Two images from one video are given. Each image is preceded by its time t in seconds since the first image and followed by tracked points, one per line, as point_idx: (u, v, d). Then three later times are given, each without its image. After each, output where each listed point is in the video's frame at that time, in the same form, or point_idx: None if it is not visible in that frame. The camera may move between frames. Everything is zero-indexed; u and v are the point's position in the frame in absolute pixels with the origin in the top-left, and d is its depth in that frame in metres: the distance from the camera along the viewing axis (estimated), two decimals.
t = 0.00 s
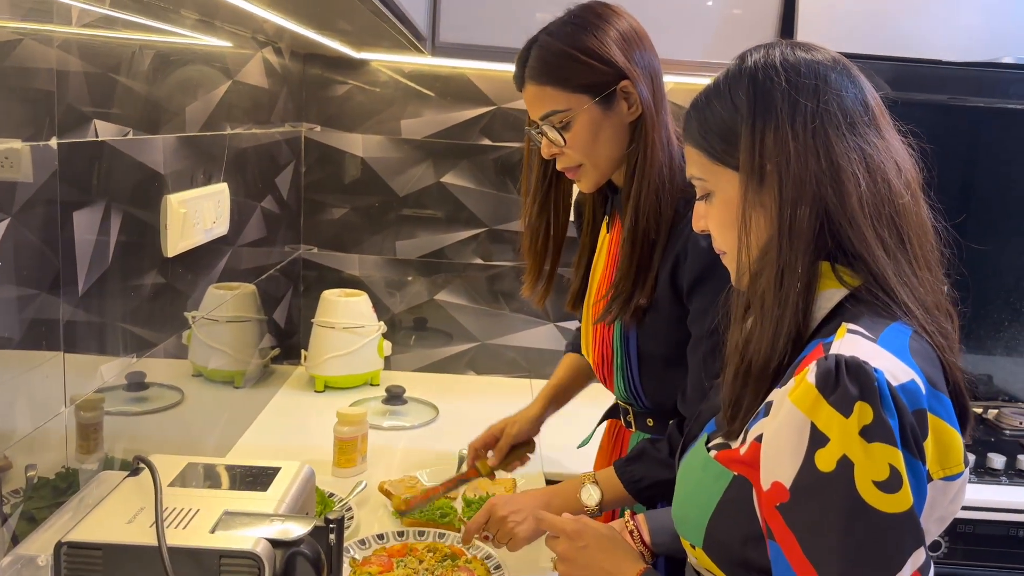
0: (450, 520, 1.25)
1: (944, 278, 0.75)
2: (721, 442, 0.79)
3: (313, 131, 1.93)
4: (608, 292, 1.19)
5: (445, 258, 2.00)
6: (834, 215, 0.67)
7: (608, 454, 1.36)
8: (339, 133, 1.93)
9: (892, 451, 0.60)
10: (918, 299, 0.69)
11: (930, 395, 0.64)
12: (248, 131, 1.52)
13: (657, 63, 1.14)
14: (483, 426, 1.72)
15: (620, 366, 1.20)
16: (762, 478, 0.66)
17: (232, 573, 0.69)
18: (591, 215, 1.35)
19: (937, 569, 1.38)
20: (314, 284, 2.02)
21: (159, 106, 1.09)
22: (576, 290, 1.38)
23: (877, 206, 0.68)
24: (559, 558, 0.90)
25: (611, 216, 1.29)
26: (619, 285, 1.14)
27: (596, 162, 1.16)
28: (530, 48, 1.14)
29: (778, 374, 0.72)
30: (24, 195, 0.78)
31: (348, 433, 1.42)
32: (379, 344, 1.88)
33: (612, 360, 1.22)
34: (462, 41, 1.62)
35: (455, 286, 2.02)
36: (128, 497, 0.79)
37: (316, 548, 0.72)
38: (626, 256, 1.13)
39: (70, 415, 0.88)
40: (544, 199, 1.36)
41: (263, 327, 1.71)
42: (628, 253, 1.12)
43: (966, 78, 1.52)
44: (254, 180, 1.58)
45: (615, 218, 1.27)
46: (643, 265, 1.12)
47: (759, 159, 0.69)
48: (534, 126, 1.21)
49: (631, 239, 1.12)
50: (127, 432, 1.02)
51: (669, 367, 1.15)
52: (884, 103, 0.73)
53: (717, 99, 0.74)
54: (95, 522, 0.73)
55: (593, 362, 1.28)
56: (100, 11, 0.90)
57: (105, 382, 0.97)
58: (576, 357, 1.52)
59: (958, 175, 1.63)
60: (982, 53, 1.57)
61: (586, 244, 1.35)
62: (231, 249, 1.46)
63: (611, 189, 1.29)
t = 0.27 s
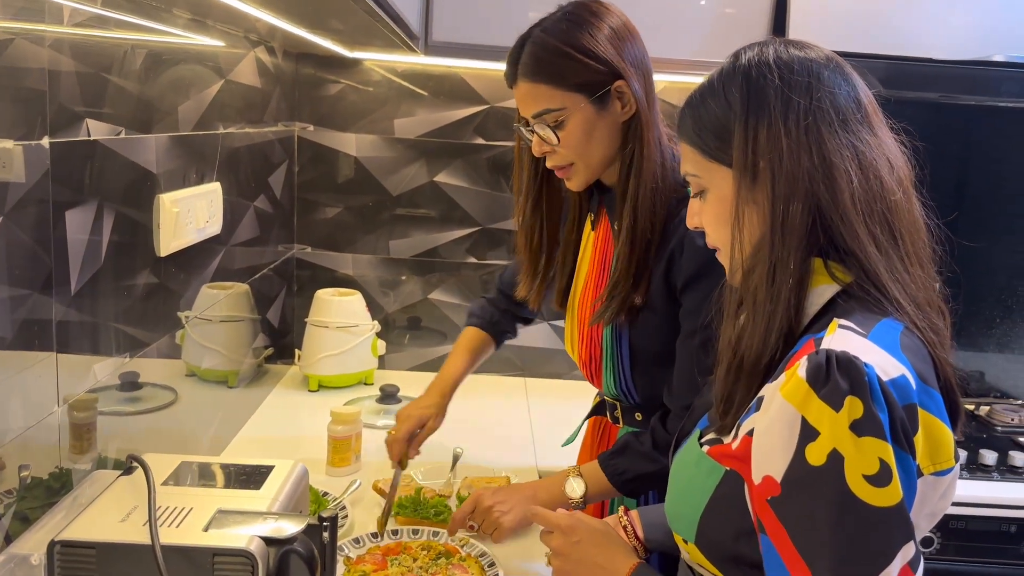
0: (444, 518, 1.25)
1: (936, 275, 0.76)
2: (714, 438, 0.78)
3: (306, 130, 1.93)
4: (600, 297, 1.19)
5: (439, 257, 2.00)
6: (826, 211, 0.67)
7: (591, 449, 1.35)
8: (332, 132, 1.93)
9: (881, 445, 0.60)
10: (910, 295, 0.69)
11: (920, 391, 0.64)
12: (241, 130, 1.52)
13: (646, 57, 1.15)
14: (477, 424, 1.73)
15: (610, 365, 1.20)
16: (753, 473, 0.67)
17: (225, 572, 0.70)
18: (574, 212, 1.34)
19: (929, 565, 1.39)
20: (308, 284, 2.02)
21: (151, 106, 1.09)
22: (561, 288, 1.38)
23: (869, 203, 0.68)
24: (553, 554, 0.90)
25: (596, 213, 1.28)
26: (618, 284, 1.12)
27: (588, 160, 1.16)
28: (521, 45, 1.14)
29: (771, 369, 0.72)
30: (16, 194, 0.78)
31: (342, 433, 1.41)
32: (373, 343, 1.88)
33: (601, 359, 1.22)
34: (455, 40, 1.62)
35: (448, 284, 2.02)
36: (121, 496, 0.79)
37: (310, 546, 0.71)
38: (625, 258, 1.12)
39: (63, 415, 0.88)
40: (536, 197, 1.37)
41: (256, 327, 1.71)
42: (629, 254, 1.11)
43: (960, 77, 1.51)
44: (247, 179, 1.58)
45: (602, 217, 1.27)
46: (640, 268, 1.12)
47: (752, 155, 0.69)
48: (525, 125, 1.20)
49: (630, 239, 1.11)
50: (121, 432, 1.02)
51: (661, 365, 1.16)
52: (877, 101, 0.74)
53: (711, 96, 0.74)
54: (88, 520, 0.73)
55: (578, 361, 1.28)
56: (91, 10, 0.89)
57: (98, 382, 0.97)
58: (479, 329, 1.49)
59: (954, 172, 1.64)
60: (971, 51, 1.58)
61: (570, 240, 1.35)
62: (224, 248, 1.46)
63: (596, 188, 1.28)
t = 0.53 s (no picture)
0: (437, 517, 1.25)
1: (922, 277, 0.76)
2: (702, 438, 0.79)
3: (300, 130, 1.93)
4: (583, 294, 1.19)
5: (432, 257, 2.00)
6: (813, 211, 0.68)
7: (568, 450, 1.30)
8: (326, 132, 1.93)
9: (861, 441, 0.61)
10: (896, 296, 0.70)
11: (902, 388, 0.64)
12: (235, 130, 1.52)
13: (620, 56, 1.15)
14: (470, 424, 1.73)
15: (594, 363, 1.20)
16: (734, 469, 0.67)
17: (215, 571, 0.70)
18: (546, 211, 1.33)
19: (922, 564, 1.39)
20: (302, 284, 2.02)
21: (144, 106, 1.09)
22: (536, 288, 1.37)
23: (856, 204, 0.69)
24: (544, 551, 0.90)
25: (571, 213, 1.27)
26: (599, 282, 1.12)
27: (569, 161, 1.16)
28: (501, 45, 1.13)
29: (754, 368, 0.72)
30: (6, 194, 0.78)
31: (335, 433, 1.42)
32: (367, 344, 1.88)
33: (584, 358, 1.22)
34: (449, 40, 1.62)
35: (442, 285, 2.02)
36: (112, 496, 0.79)
37: (301, 546, 0.71)
38: (606, 255, 1.12)
39: (54, 416, 0.88)
40: (507, 196, 1.36)
41: (249, 327, 1.70)
42: (609, 254, 1.11)
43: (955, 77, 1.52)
44: (240, 179, 1.57)
45: (578, 216, 1.26)
46: (624, 267, 1.12)
47: (740, 154, 0.69)
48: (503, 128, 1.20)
49: (610, 238, 1.11)
50: (113, 432, 1.02)
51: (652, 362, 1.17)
52: (867, 103, 0.74)
53: (703, 93, 0.74)
54: (78, 521, 0.73)
55: (558, 361, 1.27)
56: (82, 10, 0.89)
57: (90, 383, 0.96)
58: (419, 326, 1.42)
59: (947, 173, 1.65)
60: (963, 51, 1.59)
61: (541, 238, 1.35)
62: (217, 248, 1.46)
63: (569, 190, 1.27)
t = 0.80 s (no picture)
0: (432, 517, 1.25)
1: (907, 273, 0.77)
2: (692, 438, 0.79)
3: (295, 130, 1.93)
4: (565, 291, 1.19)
5: (428, 258, 2.00)
6: (800, 211, 0.68)
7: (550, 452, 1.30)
8: (321, 133, 1.93)
9: (860, 441, 0.61)
10: (884, 293, 0.70)
11: (895, 386, 0.65)
12: (230, 130, 1.52)
13: (597, 53, 1.15)
14: (466, 424, 1.73)
15: (580, 360, 1.20)
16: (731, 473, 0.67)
17: (208, 570, 0.69)
18: (523, 209, 1.32)
19: (917, 563, 1.39)
20: (297, 284, 2.01)
21: (137, 105, 1.09)
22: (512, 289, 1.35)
23: (843, 202, 0.69)
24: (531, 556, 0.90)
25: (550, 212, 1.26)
26: (584, 279, 1.13)
27: (551, 161, 1.15)
28: (480, 44, 1.11)
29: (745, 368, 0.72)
30: None
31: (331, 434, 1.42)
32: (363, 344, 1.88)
33: (568, 357, 1.22)
34: (444, 40, 1.63)
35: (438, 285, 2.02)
36: (105, 495, 0.78)
37: (293, 545, 0.72)
38: (589, 252, 1.13)
39: (47, 415, 0.88)
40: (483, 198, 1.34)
41: (245, 328, 1.70)
42: (591, 250, 1.12)
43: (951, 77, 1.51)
44: (235, 179, 1.57)
45: (557, 214, 1.26)
46: (606, 262, 1.13)
47: (727, 154, 0.70)
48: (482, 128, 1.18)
49: (593, 235, 1.12)
50: (107, 432, 1.02)
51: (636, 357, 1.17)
52: (848, 100, 0.75)
53: (684, 94, 0.74)
54: (70, 519, 0.73)
55: (542, 362, 1.27)
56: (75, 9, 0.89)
57: (83, 382, 0.96)
58: (387, 337, 1.37)
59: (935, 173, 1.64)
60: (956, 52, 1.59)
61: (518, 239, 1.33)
62: (212, 248, 1.46)
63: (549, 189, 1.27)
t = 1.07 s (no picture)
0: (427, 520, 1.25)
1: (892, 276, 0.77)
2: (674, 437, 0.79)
3: (292, 135, 1.93)
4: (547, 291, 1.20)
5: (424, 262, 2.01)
6: (785, 215, 0.69)
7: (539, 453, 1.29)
8: (318, 137, 1.93)
9: (834, 445, 0.61)
10: (868, 297, 0.70)
11: (872, 391, 0.65)
12: (226, 135, 1.52)
13: (575, 58, 1.16)
14: (462, 428, 1.73)
15: (564, 360, 1.21)
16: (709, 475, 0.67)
17: (202, 572, 0.70)
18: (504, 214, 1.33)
19: (911, 566, 1.40)
20: (294, 288, 2.02)
21: (134, 110, 1.09)
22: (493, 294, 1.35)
23: (827, 206, 0.69)
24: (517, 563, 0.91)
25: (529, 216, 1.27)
26: (563, 280, 1.15)
27: (532, 164, 1.15)
28: (461, 49, 1.12)
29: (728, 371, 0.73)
30: None
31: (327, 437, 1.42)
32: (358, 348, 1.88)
33: (552, 359, 1.22)
34: (440, 45, 1.63)
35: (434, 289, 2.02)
36: (99, 498, 0.79)
37: (288, 547, 0.72)
38: (568, 252, 1.13)
39: (43, 419, 0.88)
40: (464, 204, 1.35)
41: (241, 332, 1.70)
42: (569, 251, 1.13)
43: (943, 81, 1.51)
44: (231, 184, 1.58)
45: (539, 220, 1.26)
46: (587, 262, 1.14)
47: (713, 159, 0.70)
48: (463, 133, 1.18)
49: (572, 237, 1.13)
50: (103, 436, 1.02)
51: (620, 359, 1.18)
52: (834, 105, 0.75)
53: (671, 98, 0.75)
54: (65, 522, 0.73)
55: (527, 366, 1.27)
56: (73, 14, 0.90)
57: (79, 386, 0.96)
58: (363, 351, 1.34)
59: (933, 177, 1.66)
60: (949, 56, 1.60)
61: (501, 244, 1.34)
62: (208, 252, 1.46)
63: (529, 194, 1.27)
